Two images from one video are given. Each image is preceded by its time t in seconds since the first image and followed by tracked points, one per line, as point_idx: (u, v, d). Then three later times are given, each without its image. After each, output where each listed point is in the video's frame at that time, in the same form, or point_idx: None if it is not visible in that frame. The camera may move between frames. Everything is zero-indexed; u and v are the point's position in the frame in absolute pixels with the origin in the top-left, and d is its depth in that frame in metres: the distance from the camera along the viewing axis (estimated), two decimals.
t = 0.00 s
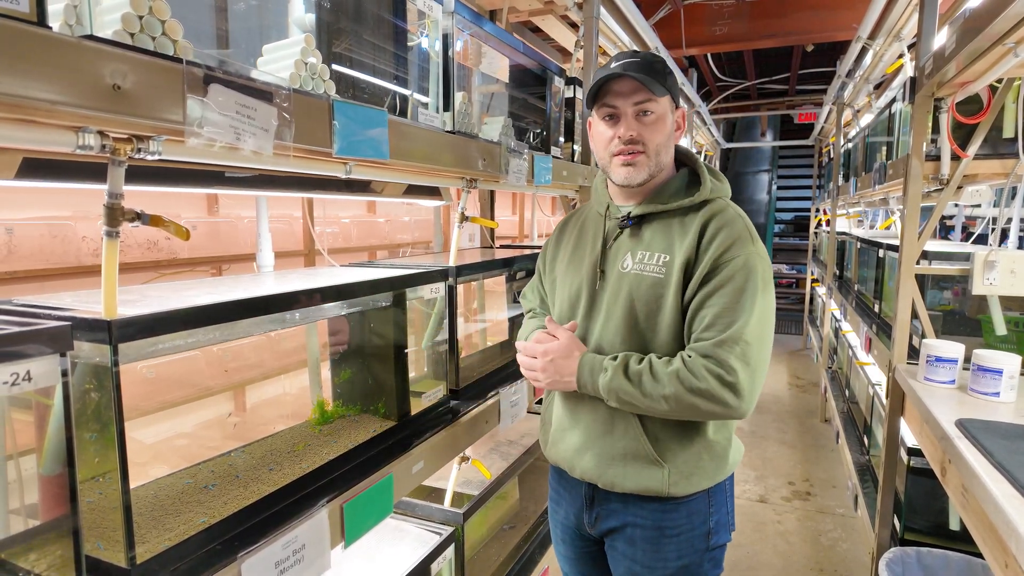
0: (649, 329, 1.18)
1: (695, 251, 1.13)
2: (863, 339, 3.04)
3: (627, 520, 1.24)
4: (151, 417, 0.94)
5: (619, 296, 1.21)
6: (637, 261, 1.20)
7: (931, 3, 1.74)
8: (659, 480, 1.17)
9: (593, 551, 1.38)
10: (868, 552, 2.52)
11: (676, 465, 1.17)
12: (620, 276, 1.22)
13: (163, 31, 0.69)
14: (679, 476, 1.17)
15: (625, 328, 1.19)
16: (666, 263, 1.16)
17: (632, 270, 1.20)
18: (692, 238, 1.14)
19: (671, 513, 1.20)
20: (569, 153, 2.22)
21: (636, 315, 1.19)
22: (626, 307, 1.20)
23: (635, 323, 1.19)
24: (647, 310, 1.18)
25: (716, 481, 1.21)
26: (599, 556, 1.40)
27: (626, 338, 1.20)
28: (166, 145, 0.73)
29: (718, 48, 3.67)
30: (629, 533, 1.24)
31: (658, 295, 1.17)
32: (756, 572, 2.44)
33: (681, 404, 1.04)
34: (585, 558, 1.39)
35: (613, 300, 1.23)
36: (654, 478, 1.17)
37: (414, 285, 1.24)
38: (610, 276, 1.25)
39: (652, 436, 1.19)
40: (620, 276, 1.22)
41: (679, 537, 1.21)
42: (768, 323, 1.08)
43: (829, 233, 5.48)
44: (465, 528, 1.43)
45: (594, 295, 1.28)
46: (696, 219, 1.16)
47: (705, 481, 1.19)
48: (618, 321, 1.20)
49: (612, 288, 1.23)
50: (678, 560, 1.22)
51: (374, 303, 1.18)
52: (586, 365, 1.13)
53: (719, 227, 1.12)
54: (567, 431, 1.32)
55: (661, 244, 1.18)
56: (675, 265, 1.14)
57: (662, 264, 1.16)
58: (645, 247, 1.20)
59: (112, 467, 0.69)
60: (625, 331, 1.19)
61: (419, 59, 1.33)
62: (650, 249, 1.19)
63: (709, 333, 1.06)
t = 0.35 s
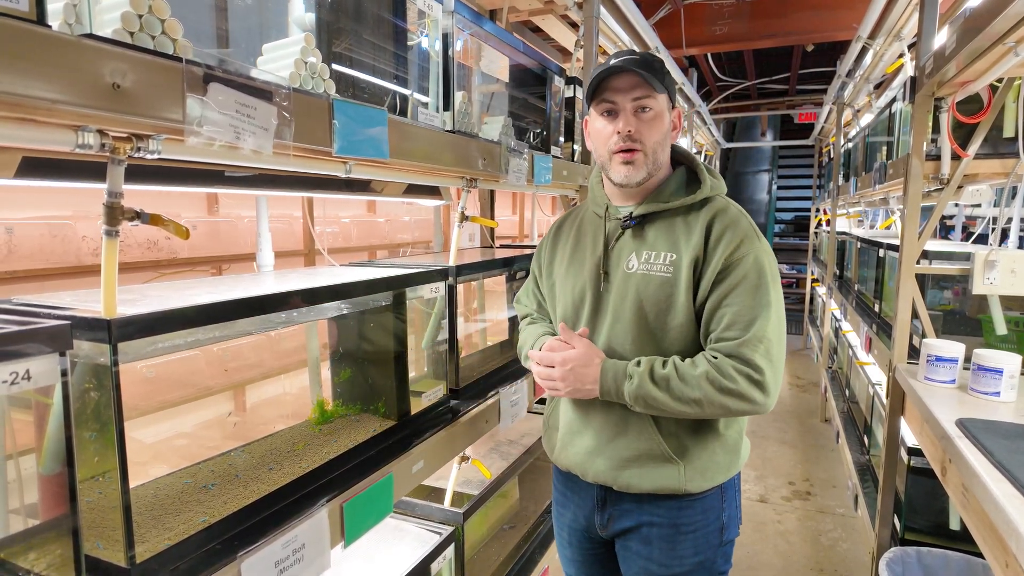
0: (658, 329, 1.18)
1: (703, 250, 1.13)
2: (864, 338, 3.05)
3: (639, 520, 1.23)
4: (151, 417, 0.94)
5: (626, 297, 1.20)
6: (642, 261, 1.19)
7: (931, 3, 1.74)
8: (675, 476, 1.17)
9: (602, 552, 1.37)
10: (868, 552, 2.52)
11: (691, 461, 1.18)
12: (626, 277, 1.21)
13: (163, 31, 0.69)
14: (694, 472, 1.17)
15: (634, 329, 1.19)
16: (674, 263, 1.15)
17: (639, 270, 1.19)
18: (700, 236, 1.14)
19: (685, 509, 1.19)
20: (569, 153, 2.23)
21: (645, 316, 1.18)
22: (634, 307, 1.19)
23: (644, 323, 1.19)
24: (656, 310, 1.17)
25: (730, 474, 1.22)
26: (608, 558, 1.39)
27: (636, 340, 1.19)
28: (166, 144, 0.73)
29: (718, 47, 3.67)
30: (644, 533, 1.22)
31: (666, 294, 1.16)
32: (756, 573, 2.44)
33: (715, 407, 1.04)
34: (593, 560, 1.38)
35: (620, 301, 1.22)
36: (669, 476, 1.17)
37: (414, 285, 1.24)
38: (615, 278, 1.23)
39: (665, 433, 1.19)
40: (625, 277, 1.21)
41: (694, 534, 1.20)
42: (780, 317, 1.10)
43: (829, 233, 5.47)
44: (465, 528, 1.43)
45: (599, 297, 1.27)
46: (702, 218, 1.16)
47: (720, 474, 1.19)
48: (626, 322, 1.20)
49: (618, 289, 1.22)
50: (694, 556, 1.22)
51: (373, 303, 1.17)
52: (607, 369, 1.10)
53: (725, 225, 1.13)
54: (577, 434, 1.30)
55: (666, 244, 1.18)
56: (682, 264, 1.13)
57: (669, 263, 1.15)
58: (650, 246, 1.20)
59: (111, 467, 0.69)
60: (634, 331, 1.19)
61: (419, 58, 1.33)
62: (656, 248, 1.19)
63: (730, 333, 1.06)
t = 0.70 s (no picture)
0: (669, 330, 1.17)
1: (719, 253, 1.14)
2: (864, 339, 3.05)
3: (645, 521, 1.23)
4: (152, 417, 0.94)
5: (637, 299, 1.19)
6: (654, 263, 1.19)
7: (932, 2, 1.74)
8: (685, 479, 1.17)
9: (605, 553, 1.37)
10: (869, 552, 2.52)
11: (703, 464, 1.17)
12: (637, 278, 1.20)
13: (163, 31, 0.69)
14: (703, 473, 1.17)
15: (647, 333, 1.18)
16: (689, 265, 1.15)
17: (650, 272, 1.19)
18: (715, 239, 1.14)
19: (694, 510, 1.19)
20: (569, 153, 2.22)
21: (659, 318, 1.17)
22: (646, 309, 1.18)
23: (655, 325, 1.18)
24: (670, 313, 1.16)
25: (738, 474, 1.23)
26: (612, 560, 1.38)
27: (648, 342, 1.18)
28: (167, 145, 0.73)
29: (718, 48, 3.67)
30: (650, 534, 1.22)
31: (679, 295, 1.16)
32: (756, 573, 2.44)
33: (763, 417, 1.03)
34: (596, 561, 1.38)
35: (630, 303, 1.20)
36: (680, 479, 1.17)
37: (415, 285, 1.24)
38: (624, 279, 1.23)
39: (676, 437, 1.17)
40: (636, 278, 1.20)
41: (702, 535, 1.21)
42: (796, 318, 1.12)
43: (829, 233, 5.47)
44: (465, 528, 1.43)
45: (607, 298, 1.25)
46: (715, 220, 1.16)
47: (730, 475, 1.20)
48: (638, 324, 1.18)
49: (629, 291, 1.21)
50: (700, 558, 1.22)
51: (374, 303, 1.17)
52: (678, 403, 0.95)
53: (739, 228, 1.14)
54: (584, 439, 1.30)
55: (678, 245, 1.18)
56: (696, 265, 1.13)
57: (682, 265, 1.15)
58: (661, 248, 1.19)
59: (112, 466, 0.69)
60: (645, 332, 1.18)
61: (419, 59, 1.33)
62: (667, 250, 1.18)
63: (757, 337, 1.06)
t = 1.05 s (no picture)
0: (678, 346, 1.16)
1: (730, 271, 1.12)
2: (864, 339, 3.05)
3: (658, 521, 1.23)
4: (152, 417, 0.94)
5: (645, 316, 1.18)
6: (661, 279, 1.17)
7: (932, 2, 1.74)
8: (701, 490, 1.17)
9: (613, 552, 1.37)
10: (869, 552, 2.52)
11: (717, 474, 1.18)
12: (644, 295, 1.18)
13: (164, 31, 0.69)
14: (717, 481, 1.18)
15: (657, 353, 1.16)
16: (699, 283, 1.13)
17: (657, 288, 1.17)
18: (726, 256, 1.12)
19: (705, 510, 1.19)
20: (569, 153, 2.22)
21: (669, 337, 1.16)
22: (656, 328, 1.16)
23: (664, 342, 1.17)
24: (680, 331, 1.15)
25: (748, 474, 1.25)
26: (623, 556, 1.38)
27: (658, 361, 1.16)
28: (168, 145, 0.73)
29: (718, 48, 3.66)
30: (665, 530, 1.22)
31: (689, 313, 1.14)
32: (756, 572, 2.45)
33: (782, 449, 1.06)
34: (604, 560, 1.38)
35: (638, 320, 1.19)
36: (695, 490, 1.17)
37: (416, 285, 1.24)
38: (631, 295, 1.21)
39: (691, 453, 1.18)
40: (643, 294, 1.18)
41: (713, 532, 1.20)
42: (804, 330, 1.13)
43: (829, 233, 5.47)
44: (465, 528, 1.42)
45: (613, 313, 1.23)
46: (724, 232, 1.14)
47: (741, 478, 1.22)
48: (647, 343, 1.17)
49: (637, 307, 1.19)
50: (712, 554, 1.21)
51: (374, 303, 1.17)
52: (728, 483, 0.95)
53: (749, 243, 1.12)
54: (598, 454, 1.26)
55: (685, 261, 1.15)
56: (705, 284, 1.12)
57: (690, 282, 1.13)
58: (668, 263, 1.17)
59: (113, 466, 0.69)
60: (655, 351, 1.16)
61: (420, 59, 1.33)
62: (673, 265, 1.16)
63: (770, 360, 1.07)
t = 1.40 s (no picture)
0: (686, 353, 1.16)
1: (737, 276, 1.11)
2: (863, 339, 3.03)
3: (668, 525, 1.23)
4: (150, 416, 0.93)
5: (652, 323, 1.17)
6: (668, 285, 1.16)
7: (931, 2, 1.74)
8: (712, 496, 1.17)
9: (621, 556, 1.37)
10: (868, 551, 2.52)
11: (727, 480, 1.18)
12: (651, 302, 1.18)
13: (162, 30, 0.69)
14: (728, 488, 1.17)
15: (665, 360, 1.16)
16: (706, 290, 1.12)
17: (664, 294, 1.17)
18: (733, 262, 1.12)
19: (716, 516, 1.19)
20: (567, 153, 2.22)
21: (676, 344, 1.16)
22: (662, 334, 1.16)
23: (672, 349, 1.16)
24: (688, 338, 1.15)
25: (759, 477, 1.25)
26: (629, 561, 1.38)
27: (665, 367, 1.16)
28: (166, 144, 0.73)
29: (717, 48, 3.66)
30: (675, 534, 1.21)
31: (696, 319, 1.14)
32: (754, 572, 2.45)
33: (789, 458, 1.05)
34: (613, 565, 1.38)
35: (645, 326, 1.19)
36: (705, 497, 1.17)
37: (415, 285, 1.24)
38: (638, 302, 1.20)
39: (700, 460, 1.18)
40: (650, 301, 1.18)
41: (723, 537, 1.20)
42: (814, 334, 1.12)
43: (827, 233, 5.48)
44: (463, 528, 1.42)
45: (619, 319, 1.23)
46: (732, 237, 1.13)
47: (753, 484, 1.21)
48: (654, 351, 1.16)
49: (643, 314, 1.19)
50: (722, 559, 1.21)
51: (373, 303, 1.17)
52: (728, 495, 0.96)
53: (757, 249, 1.11)
54: (606, 462, 1.26)
55: (692, 267, 1.15)
56: (712, 290, 1.11)
57: (697, 288, 1.13)
58: (675, 268, 1.16)
59: (111, 466, 0.69)
60: (662, 358, 1.16)
61: (418, 59, 1.33)
62: (680, 271, 1.16)
63: (779, 367, 1.07)
